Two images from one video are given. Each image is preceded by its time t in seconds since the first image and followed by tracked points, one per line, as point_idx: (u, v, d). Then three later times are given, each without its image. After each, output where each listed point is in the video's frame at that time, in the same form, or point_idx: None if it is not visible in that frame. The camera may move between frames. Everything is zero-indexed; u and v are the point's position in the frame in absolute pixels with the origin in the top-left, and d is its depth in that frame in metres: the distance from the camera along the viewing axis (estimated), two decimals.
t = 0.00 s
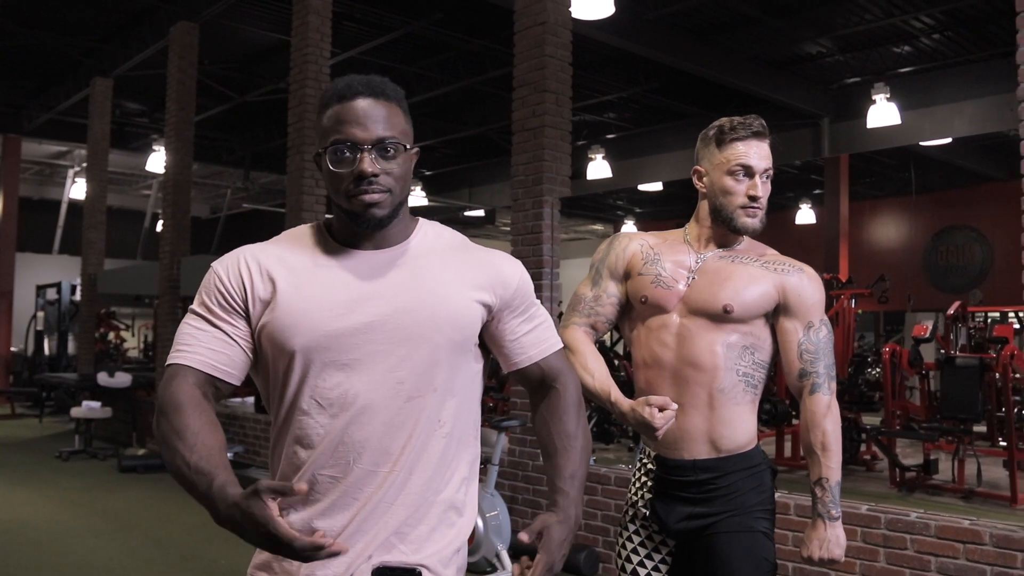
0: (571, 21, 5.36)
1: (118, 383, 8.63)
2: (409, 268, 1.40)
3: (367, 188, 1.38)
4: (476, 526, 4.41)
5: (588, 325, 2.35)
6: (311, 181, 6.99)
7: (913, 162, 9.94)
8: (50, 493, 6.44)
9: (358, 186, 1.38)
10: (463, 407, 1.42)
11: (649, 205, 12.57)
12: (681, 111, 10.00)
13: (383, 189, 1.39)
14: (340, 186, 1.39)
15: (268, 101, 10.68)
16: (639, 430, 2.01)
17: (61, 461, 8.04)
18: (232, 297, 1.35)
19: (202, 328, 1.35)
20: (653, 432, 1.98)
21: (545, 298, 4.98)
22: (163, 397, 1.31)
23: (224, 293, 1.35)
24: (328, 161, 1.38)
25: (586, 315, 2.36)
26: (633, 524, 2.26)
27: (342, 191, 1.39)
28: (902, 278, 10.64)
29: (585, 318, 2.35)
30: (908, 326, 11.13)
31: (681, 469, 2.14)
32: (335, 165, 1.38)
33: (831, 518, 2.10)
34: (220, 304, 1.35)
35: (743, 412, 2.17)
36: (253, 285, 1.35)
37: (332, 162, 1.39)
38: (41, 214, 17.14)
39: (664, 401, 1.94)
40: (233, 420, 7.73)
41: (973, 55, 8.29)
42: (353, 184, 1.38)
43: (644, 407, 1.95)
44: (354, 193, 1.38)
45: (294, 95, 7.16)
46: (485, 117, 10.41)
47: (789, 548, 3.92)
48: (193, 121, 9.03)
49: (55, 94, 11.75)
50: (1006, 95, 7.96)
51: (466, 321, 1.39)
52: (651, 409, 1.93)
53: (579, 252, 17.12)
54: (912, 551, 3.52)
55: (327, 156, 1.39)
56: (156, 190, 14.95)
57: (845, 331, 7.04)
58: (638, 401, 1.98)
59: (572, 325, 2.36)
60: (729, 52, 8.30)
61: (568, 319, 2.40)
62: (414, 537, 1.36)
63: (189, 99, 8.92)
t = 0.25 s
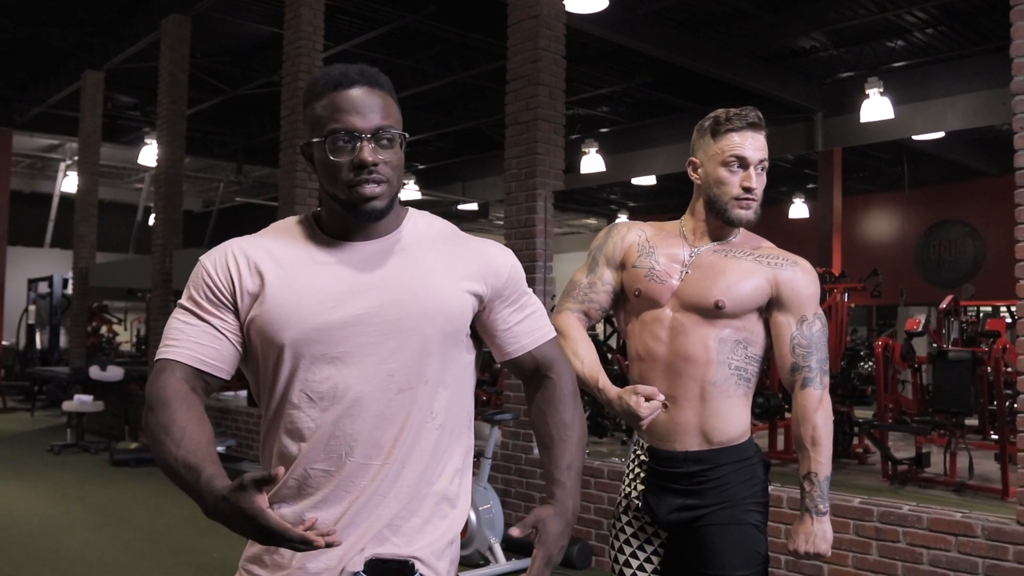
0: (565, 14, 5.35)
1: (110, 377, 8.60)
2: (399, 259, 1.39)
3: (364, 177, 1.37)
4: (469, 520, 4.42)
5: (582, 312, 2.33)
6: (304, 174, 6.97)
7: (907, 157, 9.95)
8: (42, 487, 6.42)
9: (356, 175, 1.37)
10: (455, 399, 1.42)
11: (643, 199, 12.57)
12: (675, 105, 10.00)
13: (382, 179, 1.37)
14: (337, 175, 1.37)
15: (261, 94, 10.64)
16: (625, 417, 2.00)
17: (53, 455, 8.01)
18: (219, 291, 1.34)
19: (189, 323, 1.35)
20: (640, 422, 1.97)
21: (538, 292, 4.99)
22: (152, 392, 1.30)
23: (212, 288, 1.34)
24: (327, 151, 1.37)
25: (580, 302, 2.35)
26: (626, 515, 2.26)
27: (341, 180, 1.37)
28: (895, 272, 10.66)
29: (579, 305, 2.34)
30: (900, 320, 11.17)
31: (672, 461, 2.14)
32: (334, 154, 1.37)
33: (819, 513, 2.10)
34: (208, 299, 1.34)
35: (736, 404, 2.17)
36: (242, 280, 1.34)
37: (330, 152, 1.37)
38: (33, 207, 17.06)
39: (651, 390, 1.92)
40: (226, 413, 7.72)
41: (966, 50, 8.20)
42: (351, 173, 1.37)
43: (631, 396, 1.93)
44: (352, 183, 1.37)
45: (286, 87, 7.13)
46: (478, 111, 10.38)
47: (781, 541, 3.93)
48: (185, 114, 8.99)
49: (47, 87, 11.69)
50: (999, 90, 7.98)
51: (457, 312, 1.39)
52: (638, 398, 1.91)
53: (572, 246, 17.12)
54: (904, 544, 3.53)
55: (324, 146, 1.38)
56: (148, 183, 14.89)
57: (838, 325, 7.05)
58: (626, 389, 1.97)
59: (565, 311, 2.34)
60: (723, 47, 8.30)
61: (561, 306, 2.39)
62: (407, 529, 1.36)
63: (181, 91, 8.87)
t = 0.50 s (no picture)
0: None
1: (101, 351, 8.58)
2: (388, 229, 1.38)
3: (368, 139, 1.37)
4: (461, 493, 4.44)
5: (576, 292, 2.34)
6: (295, 147, 6.92)
7: (900, 133, 9.94)
8: (34, 461, 6.42)
9: (361, 138, 1.36)
10: (444, 371, 1.42)
11: (636, 175, 12.54)
12: (668, 80, 9.95)
13: (385, 145, 1.38)
14: (341, 137, 1.37)
15: (252, 67, 10.53)
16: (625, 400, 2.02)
17: (45, 429, 8.01)
18: (205, 263, 1.32)
19: (175, 295, 1.33)
20: (639, 405, 1.98)
21: (530, 266, 4.99)
22: (139, 365, 1.28)
23: (198, 259, 1.32)
24: (336, 111, 1.36)
25: (574, 281, 2.35)
26: (620, 487, 2.27)
27: (345, 143, 1.37)
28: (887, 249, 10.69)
29: (573, 284, 2.34)
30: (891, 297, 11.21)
31: (666, 433, 2.15)
32: (342, 115, 1.36)
33: (808, 485, 2.14)
34: (193, 271, 1.32)
35: (729, 379, 2.18)
36: (230, 250, 1.32)
37: (337, 113, 1.37)
38: (21, 181, 16.92)
39: (650, 374, 1.94)
40: (218, 388, 7.71)
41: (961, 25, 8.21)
42: (356, 135, 1.36)
43: (630, 379, 1.95)
44: (356, 147, 1.37)
45: (277, 60, 7.06)
46: (471, 85, 10.31)
47: (772, 514, 3.96)
48: (175, 87, 8.90)
49: (34, 59, 11.54)
50: (994, 66, 7.95)
51: (447, 282, 1.39)
52: (637, 381, 1.94)
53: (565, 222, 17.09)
54: (893, 517, 3.57)
55: (330, 107, 1.37)
56: (138, 157, 14.77)
57: (830, 301, 7.07)
58: (625, 373, 1.98)
59: (560, 291, 2.34)
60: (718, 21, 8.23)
61: (556, 286, 2.38)
62: (399, 501, 1.35)
63: (171, 64, 8.79)
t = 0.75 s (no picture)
0: None
1: (90, 321, 8.55)
2: (373, 199, 1.37)
3: (358, 105, 1.35)
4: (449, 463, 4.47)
5: (565, 266, 2.33)
6: (283, 116, 6.85)
7: (893, 105, 9.90)
8: (23, 431, 6.42)
9: (353, 104, 1.35)
10: (429, 343, 1.41)
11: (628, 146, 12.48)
12: (661, 50, 9.87)
13: (376, 112, 1.36)
14: (332, 103, 1.35)
15: (239, 35, 10.39)
16: (619, 367, 1.99)
17: (34, 399, 8.00)
18: (188, 232, 1.29)
19: (156, 264, 1.30)
20: (633, 372, 1.97)
21: (520, 237, 4.98)
22: (121, 337, 1.26)
23: (180, 228, 1.29)
24: (328, 76, 1.34)
25: (563, 256, 2.34)
26: (606, 459, 2.28)
27: (335, 109, 1.35)
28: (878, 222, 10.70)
29: (562, 259, 2.33)
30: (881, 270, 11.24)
31: (655, 406, 2.15)
32: (334, 81, 1.34)
33: (793, 457, 2.16)
34: (175, 240, 1.30)
35: (718, 352, 2.18)
36: (212, 219, 1.30)
37: (329, 78, 1.35)
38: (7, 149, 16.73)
39: (644, 338, 1.92)
40: (207, 358, 7.70)
41: None
42: (348, 101, 1.35)
43: (625, 344, 1.92)
44: (347, 114, 1.35)
45: (264, 27, 6.96)
46: (461, 54, 10.20)
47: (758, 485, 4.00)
48: (161, 55, 8.78)
49: (18, 25, 11.35)
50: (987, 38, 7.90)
51: (432, 253, 1.38)
52: (632, 347, 1.91)
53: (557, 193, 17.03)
54: (878, 488, 3.60)
55: (321, 72, 1.35)
56: (125, 126, 14.61)
57: (819, 273, 7.08)
58: (619, 339, 1.96)
59: (548, 266, 2.34)
60: None
61: (544, 261, 2.37)
62: (383, 473, 1.35)
63: (157, 31, 8.66)
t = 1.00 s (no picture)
0: None
1: (80, 305, 8.52)
2: (359, 189, 1.36)
3: (347, 94, 1.34)
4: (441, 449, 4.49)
5: (555, 255, 2.32)
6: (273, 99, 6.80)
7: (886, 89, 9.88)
8: (14, 416, 6.41)
9: (342, 93, 1.33)
10: (415, 334, 1.41)
11: (621, 128, 12.42)
12: (654, 33, 9.82)
13: (364, 100, 1.35)
14: (320, 91, 1.33)
15: (229, 17, 10.27)
16: (608, 356, 1.99)
17: (24, 383, 7.98)
18: (173, 221, 1.27)
19: (141, 254, 1.28)
20: (623, 360, 1.96)
21: (512, 223, 4.96)
22: (106, 329, 1.24)
23: (165, 218, 1.27)
24: (317, 64, 1.33)
25: (553, 245, 2.33)
26: (596, 449, 2.29)
27: (324, 97, 1.33)
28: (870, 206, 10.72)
29: (551, 248, 2.33)
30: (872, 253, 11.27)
31: (644, 395, 2.16)
32: (321, 69, 1.33)
33: (784, 447, 2.17)
34: (161, 230, 1.28)
35: (708, 341, 2.18)
36: (198, 208, 1.28)
37: (317, 66, 1.33)
38: None
39: (635, 326, 1.91)
40: (198, 343, 7.69)
41: None
42: (337, 89, 1.33)
43: (615, 331, 1.92)
44: (336, 102, 1.33)
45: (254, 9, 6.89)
46: (453, 37, 10.13)
47: (748, 470, 4.02)
48: (150, 36, 8.70)
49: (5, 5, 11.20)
50: (981, 23, 7.87)
51: (418, 243, 1.37)
52: (622, 334, 1.90)
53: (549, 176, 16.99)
54: (867, 474, 3.63)
55: (309, 61, 1.34)
56: (115, 108, 14.48)
57: (810, 258, 7.09)
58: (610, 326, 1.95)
59: (538, 254, 2.33)
60: None
61: (534, 250, 2.37)
62: (371, 464, 1.35)
63: (145, 12, 8.58)
